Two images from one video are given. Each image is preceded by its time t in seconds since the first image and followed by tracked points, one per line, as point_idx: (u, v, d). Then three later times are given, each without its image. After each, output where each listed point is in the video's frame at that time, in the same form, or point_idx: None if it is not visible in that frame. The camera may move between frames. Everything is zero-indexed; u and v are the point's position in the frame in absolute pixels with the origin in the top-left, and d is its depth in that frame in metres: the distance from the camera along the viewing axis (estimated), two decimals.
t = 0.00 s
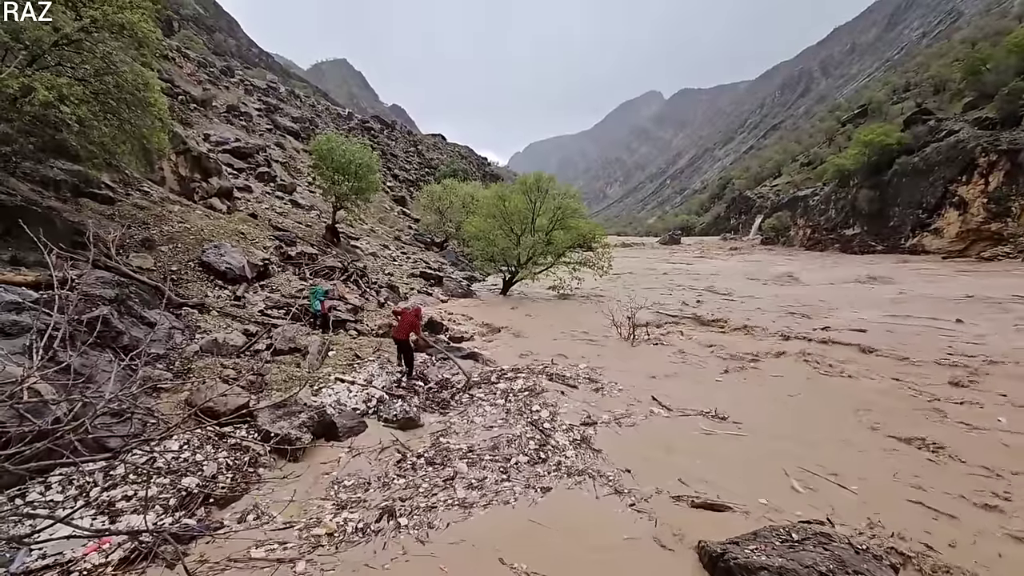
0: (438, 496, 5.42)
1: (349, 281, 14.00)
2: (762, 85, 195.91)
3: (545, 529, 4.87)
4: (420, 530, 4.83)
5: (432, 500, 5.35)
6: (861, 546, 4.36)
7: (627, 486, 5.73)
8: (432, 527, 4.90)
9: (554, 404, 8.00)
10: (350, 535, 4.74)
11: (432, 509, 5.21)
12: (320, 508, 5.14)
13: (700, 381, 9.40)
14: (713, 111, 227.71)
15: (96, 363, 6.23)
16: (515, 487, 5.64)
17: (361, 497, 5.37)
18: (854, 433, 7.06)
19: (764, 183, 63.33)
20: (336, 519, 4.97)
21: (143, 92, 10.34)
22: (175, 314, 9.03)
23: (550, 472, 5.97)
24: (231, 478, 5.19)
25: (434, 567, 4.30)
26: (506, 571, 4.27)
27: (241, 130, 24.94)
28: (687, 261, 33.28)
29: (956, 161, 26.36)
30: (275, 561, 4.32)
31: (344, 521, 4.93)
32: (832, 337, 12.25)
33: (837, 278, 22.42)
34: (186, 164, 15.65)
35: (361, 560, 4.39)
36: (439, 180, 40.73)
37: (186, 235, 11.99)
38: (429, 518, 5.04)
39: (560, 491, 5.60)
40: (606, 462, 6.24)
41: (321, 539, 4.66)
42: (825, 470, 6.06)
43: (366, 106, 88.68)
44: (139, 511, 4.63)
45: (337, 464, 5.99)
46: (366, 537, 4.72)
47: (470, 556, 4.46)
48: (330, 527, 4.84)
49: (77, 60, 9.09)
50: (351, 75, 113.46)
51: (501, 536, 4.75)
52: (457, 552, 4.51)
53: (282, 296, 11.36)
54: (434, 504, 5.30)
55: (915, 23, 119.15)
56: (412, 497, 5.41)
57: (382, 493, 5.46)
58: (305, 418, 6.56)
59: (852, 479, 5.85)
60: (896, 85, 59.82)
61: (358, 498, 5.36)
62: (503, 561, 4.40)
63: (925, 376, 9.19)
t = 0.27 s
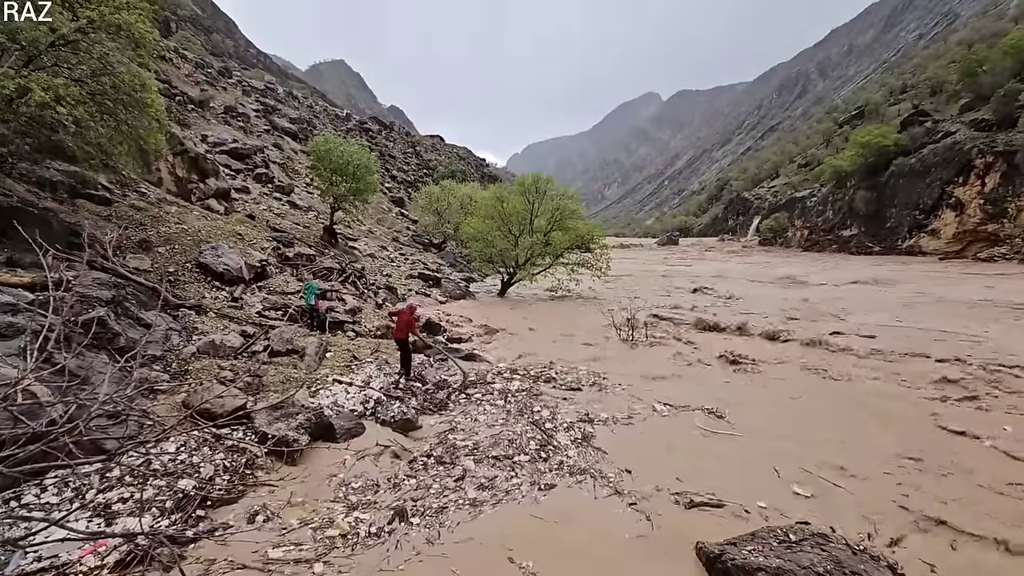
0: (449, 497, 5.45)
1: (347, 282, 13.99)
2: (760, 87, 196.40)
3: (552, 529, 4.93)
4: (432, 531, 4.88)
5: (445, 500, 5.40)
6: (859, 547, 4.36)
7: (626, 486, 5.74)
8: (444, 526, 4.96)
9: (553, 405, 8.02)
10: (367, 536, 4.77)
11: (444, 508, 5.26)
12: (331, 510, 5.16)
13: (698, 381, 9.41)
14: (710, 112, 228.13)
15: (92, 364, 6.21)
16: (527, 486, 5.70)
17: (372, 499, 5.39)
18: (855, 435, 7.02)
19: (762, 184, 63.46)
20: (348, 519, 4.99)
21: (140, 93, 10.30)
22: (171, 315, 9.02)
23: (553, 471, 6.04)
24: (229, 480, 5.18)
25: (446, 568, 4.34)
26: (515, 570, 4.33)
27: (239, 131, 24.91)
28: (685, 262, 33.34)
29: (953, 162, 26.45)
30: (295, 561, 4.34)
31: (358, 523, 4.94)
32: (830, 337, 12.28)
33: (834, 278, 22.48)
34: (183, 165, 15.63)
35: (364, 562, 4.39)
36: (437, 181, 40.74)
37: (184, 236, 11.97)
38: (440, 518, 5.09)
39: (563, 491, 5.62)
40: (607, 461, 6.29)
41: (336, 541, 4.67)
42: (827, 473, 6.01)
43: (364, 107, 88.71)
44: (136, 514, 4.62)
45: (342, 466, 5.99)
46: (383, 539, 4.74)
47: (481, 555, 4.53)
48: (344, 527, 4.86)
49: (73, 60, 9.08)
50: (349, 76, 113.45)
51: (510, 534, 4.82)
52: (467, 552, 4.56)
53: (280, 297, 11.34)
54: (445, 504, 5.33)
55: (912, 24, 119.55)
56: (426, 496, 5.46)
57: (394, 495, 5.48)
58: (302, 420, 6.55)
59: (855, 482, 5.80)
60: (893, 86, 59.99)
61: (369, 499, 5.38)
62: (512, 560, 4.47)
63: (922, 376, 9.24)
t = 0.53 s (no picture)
0: (458, 495, 5.49)
1: (343, 283, 13.96)
2: (755, 88, 197.17)
3: (555, 527, 4.95)
4: (444, 529, 4.91)
5: (456, 497, 5.46)
6: (853, 547, 4.38)
7: (624, 485, 5.78)
8: (453, 524, 4.99)
9: (550, 405, 8.04)
10: (383, 535, 4.78)
11: (454, 507, 5.30)
12: (343, 511, 5.16)
13: (693, 382, 9.43)
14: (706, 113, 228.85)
15: (84, 366, 6.17)
16: (531, 483, 5.78)
17: (383, 499, 5.41)
18: (853, 438, 6.97)
19: (757, 185, 63.69)
20: (362, 521, 4.99)
21: (133, 93, 10.23)
22: (165, 316, 8.97)
23: (554, 470, 6.09)
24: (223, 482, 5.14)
25: (454, 568, 4.35)
26: (521, 568, 4.36)
27: (234, 132, 24.83)
28: (681, 263, 33.43)
29: (946, 164, 26.62)
30: (313, 563, 4.34)
31: (371, 524, 4.95)
32: (825, 338, 12.34)
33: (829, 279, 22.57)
34: (177, 165, 15.56)
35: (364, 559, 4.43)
36: (433, 182, 40.70)
37: (178, 237, 11.92)
38: (450, 516, 5.13)
39: (564, 491, 5.65)
40: (606, 460, 6.35)
41: (352, 542, 4.67)
42: (826, 478, 5.93)
43: (360, 108, 88.59)
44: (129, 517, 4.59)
45: (345, 469, 5.96)
46: (394, 539, 4.73)
47: (487, 552, 4.56)
48: (357, 528, 4.87)
49: (66, 60, 9.04)
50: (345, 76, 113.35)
51: (514, 533, 4.85)
52: (471, 550, 4.58)
53: (275, 298, 11.30)
54: (455, 502, 5.37)
55: (906, 26, 120.23)
56: (438, 494, 5.52)
57: (405, 494, 5.52)
58: (297, 421, 6.52)
59: (855, 487, 5.73)
60: (887, 88, 60.32)
61: (379, 500, 5.39)
62: (518, 557, 4.50)
63: (916, 377, 9.31)
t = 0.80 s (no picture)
0: (467, 492, 5.59)
1: (337, 285, 13.91)
2: (749, 90, 198.21)
3: (557, 527, 4.99)
4: (453, 528, 4.96)
5: (465, 495, 5.54)
6: (846, 547, 4.40)
7: (619, 485, 5.81)
8: (461, 523, 5.04)
9: (545, 406, 8.05)
10: (398, 537, 4.83)
11: (461, 504, 5.39)
12: (356, 513, 5.19)
13: (688, 383, 9.44)
14: (700, 115, 229.83)
15: (75, 369, 6.11)
16: (533, 482, 5.83)
17: (394, 499, 5.45)
18: (849, 440, 6.96)
19: (750, 187, 64.01)
20: (376, 523, 5.01)
21: (125, 94, 10.18)
22: (158, 319, 8.91)
23: (552, 469, 6.14)
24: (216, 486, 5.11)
25: (461, 569, 4.38)
26: (526, 570, 4.37)
27: (227, 133, 24.73)
28: (675, 264, 33.57)
29: (937, 165, 26.85)
30: (334, 568, 4.36)
31: (386, 525, 4.98)
32: (818, 339, 12.42)
33: (823, 280, 22.71)
34: (170, 167, 15.47)
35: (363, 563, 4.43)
36: (427, 184, 40.67)
37: (171, 239, 11.86)
38: (459, 515, 5.19)
39: (564, 491, 5.68)
40: (602, 459, 6.41)
41: (369, 545, 4.69)
42: (821, 480, 5.92)
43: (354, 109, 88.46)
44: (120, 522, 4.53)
45: (347, 470, 5.98)
46: (406, 541, 4.76)
47: (494, 553, 4.59)
48: (374, 531, 4.89)
49: (58, 61, 8.98)
50: (340, 79, 113.14)
51: (517, 534, 4.87)
52: (476, 551, 4.63)
53: (269, 301, 11.24)
54: (462, 500, 5.44)
55: (897, 29, 121.18)
56: (449, 490, 5.62)
57: (416, 492, 5.59)
58: (291, 424, 6.49)
59: (851, 490, 5.71)
60: (879, 91, 60.77)
61: (391, 501, 5.43)
62: (523, 556, 4.55)
63: (908, 377, 9.39)
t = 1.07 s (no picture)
0: (470, 491, 5.65)
1: (330, 288, 13.86)
2: (741, 93, 199.44)
3: (557, 526, 5.03)
4: (459, 527, 5.02)
5: (470, 494, 5.60)
6: (839, 546, 4.43)
7: (612, 485, 5.84)
8: (467, 522, 5.10)
9: (540, 407, 8.07)
10: (411, 537, 4.89)
11: (465, 502, 5.46)
12: (366, 514, 5.24)
13: (681, 385, 9.47)
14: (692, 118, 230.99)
15: (64, 373, 6.05)
16: (531, 479, 5.91)
17: (402, 500, 5.51)
18: (839, 440, 7.00)
19: (743, 189, 64.37)
20: (388, 524, 5.06)
21: (116, 96, 10.11)
22: (149, 323, 8.84)
23: (547, 468, 6.19)
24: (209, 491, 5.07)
25: (467, 570, 4.41)
26: (528, 570, 4.39)
27: (219, 135, 24.59)
28: (668, 266, 33.70)
29: (926, 167, 27.13)
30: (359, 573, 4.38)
31: (399, 525, 5.05)
32: (810, 340, 12.51)
33: (815, 281, 22.85)
34: (161, 169, 15.33)
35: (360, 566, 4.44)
36: (421, 186, 40.60)
37: (162, 242, 11.77)
38: (465, 513, 5.25)
39: (561, 490, 5.71)
40: (596, 459, 6.44)
41: (383, 547, 4.74)
42: (813, 480, 5.95)
43: (348, 112, 88.24)
44: (110, 527, 4.48)
45: (349, 471, 6.03)
46: (418, 540, 4.83)
47: (497, 555, 4.60)
48: (388, 532, 4.94)
49: (47, 63, 8.90)
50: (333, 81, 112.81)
51: (519, 535, 4.88)
52: (478, 552, 4.64)
53: (261, 303, 11.17)
54: (466, 499, 5.50)
55: (887, 33, 122.40)
56: (455, 489, 5.71)
57: (424, 491, 5.68)
58: (284, 428, 6.45)
59: (841, 489, 5.76)
60: (869, 94, 61.31)
61: (399, 501, 5.49)
62: (524, 554, 4.60)
63: (898, 377, 9.49)
